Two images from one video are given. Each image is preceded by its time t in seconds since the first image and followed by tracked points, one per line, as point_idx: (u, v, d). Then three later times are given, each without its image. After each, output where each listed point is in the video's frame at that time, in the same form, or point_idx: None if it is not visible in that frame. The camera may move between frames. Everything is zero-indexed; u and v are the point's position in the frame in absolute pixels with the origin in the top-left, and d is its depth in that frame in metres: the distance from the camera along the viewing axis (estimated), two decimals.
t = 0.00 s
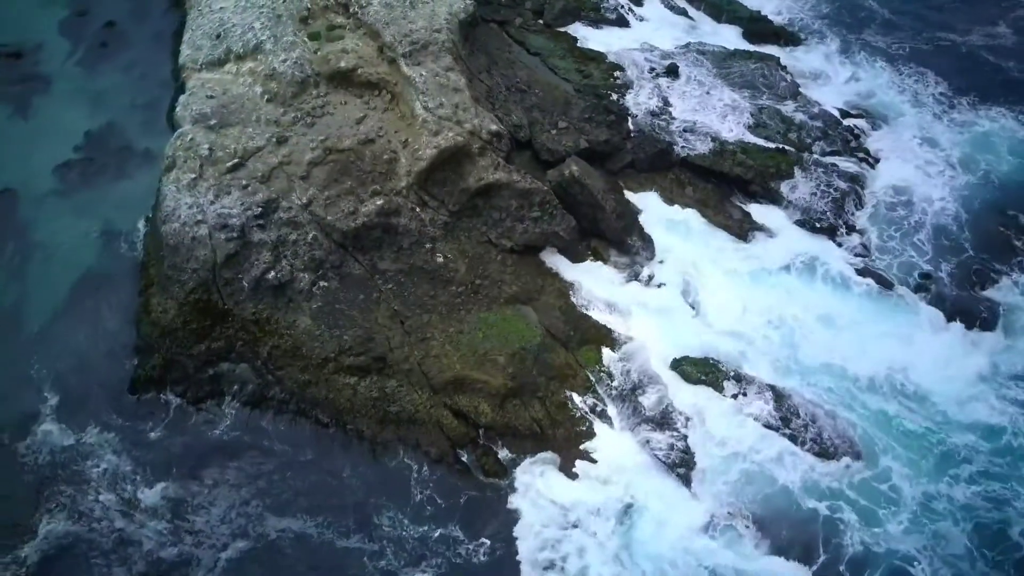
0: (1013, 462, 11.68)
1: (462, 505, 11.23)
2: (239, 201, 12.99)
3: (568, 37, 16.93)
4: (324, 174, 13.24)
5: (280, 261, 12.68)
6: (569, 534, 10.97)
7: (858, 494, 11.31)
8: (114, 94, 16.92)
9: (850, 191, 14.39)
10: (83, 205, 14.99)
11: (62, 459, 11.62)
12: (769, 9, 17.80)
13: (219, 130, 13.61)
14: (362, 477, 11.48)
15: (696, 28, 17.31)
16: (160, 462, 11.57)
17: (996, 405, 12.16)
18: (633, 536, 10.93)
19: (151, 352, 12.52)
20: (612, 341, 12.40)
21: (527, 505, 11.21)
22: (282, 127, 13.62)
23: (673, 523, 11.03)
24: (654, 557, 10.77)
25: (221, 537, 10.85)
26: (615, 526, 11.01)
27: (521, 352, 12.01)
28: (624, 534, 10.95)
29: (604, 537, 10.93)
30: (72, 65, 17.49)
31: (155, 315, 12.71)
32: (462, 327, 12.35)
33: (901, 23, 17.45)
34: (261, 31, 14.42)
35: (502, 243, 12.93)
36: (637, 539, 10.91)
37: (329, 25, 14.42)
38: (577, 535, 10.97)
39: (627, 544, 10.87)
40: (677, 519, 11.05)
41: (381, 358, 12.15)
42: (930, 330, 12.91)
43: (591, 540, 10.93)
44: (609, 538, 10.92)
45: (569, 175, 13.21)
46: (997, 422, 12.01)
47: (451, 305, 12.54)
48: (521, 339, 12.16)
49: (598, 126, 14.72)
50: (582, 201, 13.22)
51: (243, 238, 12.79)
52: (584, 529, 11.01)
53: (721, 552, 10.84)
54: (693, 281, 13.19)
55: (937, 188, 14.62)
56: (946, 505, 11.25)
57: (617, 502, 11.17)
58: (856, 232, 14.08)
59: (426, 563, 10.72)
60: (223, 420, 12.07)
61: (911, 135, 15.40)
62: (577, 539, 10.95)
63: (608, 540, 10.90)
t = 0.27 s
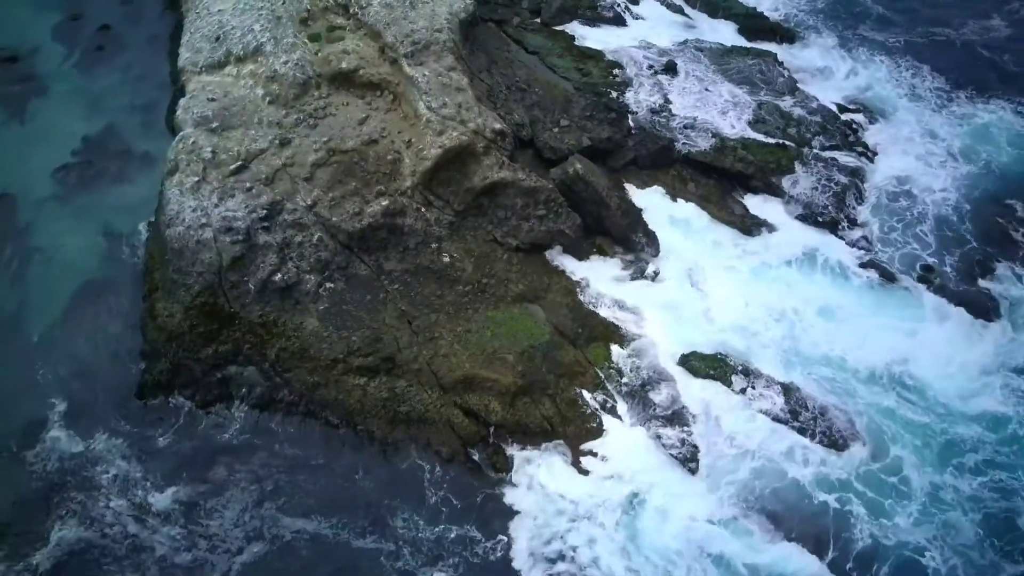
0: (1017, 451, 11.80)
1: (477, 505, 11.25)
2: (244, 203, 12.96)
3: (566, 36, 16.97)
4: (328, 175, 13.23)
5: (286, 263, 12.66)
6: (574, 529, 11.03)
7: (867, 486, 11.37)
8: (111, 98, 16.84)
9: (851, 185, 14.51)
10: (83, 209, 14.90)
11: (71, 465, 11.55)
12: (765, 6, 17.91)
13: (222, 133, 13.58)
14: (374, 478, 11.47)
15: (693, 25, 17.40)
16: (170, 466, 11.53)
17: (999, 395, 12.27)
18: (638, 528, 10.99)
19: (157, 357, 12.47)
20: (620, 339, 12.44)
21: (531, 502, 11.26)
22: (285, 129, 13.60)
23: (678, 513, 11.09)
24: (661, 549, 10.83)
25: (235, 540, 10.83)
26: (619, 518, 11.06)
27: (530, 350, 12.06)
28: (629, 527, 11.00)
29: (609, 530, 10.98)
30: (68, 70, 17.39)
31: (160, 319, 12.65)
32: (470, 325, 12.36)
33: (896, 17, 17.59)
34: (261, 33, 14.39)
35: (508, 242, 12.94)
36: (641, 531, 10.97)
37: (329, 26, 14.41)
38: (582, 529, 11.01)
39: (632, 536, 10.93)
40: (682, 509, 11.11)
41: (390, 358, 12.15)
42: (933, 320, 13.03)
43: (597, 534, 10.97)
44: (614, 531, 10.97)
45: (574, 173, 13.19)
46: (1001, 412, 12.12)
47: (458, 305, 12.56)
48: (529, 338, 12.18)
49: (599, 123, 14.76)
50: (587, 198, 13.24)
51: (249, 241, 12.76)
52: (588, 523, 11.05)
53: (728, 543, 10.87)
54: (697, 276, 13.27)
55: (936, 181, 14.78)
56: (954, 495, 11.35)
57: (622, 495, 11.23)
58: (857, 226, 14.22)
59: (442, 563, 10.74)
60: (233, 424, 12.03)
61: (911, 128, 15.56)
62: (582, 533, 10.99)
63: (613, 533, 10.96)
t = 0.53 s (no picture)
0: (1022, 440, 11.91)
1: (491, 504, 11.27)
2: (248, 205, 12.92)
3: (563, 34, 17.00)
4: (332, 176, 13.21)
5: (292, 265, 12.64)
6: (580, 523, 11.06)
7: (875, 479, 11.43)
8: (108, 102, 16.76)
9: (851, 178, 14.61)
10: (84, 214, 14.81)
11: (80, 471, 11.49)
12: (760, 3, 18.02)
13: (224, 135, 13.53)
14: (386, 479, 11.47)
15: (688, 23, 17.50)
16: (181, 471, 11.48)
17: (1003, 385, 12.40)
18: (643, 520, 11.04)
19: (164, 361, 12.41)
20: (628, 334, 12.46)
21: (537, 499, 11.28)
22: (287, 131, 13.57)
23: (683, 505, 11.14)
24: (668, 540, 10.87)
25: (250, 544, 10.82)
26: (623, 511, 11.11)
27: (539, 348, 12.03)
28: (634, 519, 11.05)
29: (615, 523, 11.02)
30: (63, 74, 17.28)
31: (166, 323, 12.60)
32: (477, 324, 12.38)
33: (890, 13, 17.74)
34: (261, 35, 14.35)
35: (513, 240, 12.96)
36: (646, 523, 11.01)
37: (329, 27, 14.39)
38: (588, 524, 11.05)
39: (637, 529, 10.97)
40: (686, 501, 11.17)
41: (399, 358, 12.14)
42: (935, 311, 13.15)
43: (604, 528, 11.00)
44: (618, 524, 11.02)
45: (578, 171, 13.27)
46: (1005, 402, 12.24)
47: (466, 303, 12.57)
48: (538, 335, 12.17)
49: (600, 121, 14.80)
50: (591, 196, 13.30)
51: (254, 243, 12.72)
52: (594, 517, 11.09)
53: (736, 533, 10.93)
54: (701, 272, 13.34)
55: (935, 174, 14.90)
56: (961, 485, 11.45)
57: (627, 489, 11.28)
58: (858, 219, 14.33)
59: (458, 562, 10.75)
60: (242, 427, 11.99)
61: (910, 121, 15.69)
62: (588, 526, 11.02)
63: (618, 526, 11.00)
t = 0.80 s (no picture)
0: None
1: (506, 502, 11.28)
2: (253, 208, 12.89)
3: (561, 32, 17.03)
4: (336, 177, 13.21)
5: (298, 267, 12.62)
6: (586, 517, 11.09)
7: (885, 471, 11.49)
8: (104, 106, 16.67)
9: (850, 172, 14.73)
10: (84, 218, 14.71)
11: (91, 478, 11.42)
12: None
13: (226, 138, 13.50)
14: (399, 481, 11.46)
15: (684, 20, 17.60)
16: (193, 475, 11.44)
17: (1007, 374, 12.52)
18: (648, 513, 11.07)
19: (172, 365, 12.36)
20: (635, 330, 12.48)
21: (544, 493, 11.32)
22: (290, 132, 13.55)
23: (687, 498, 11.18)
24: (674, 533, 10.91)
25: (265, 547, 10.80)
26: (628, 504, 11.16)
27: (547, 346, 12.10)
28: (639, 513, 11.08)
29: (620, 517, 11.05)
30: (58, 78, 17.15)
31: (172, 327, 12.54)
32: (485, 323, 12.40)
33: (883, 8, 17.89)
34: (260, 37, 14.31)
35: (519, 239, 12.98)
36: (652, 516, 11.05)
37: (329, 28, 14.37)
38: (594, 517, 11.08)
39: (642, 522, 11.01)
40: (690, 494, 11.22)
41: (408, 358, 12.15)
42: (938, 301, 13.27)
43: (610, 520, 11.03)
44: (624, 517, 11.05)
45: (582, 168, 13.32)
46: (1010, 391, 12.36)
47: (473, 302, 12.59)
48: (546, 333, 12.22)
49: (601, 118, 14.85)
50: (595, 193, 13.35)
51: (259, 245, 12.69)
52: (599, 511, 11.12)
53: (744, 525, 10.98)
54: (706, 267, 13.40)
55: (933, 166, 15.03)
56: (969, 475, 11.56)
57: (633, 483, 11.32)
58: (858, 212, 14.45)
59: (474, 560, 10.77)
60: (252, 430, 11.95)
61: (907, 114, 15.82)
62: (595, 520, 11.05)
63: (623, 519, 11.04)
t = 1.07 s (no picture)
0: None
1: (519, 499, 11.28)
2: (258, 210, 12.85)
3: (558, 31, 17.12)
4: (340, 178, 13.19)
5: (304, 269, 12.59)
6: (594, 509, 11.13)
7: (896, 463, 11.56)
8: (101, 110, 16.57)
9: (850, 166, 14.80)
10: (86, 222, 14.64)
11: (101, 484, 11.35)
12: None
13: (229, 140, 13.45)
14: (412, 481, 11.45)
15: (680, 17, 17.68)
16: (204, 479, 11.39)
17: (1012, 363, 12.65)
18: (653, 504, 11.14)
19: (180, 369, 12.30)
20: (644, 326, 12.51)
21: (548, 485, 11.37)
22: (293, 134, 13.51)
23: (688, 489, 11.26)
24: (681, 523, 10.99)
25: (280, 550, 10.79)
26: (632, 496, 11.20)
27: (556, 343, 12.13)
28: (645, 504, 11.14)
29: (626, 508, 11.11)
30: (54, 82, 17.04)
31: (179, 331, 12.49)
32: (493, 322, 12.41)
33: (877, 3, 18.04)
34: (261, 39, 14.27)
35: (525, 237, 12.99)
36: (657, 506, 11.12)
37: (330, 29, 14.34)
38: (601, 509, 11.12)
39: (647, 513, 11.07)
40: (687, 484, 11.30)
41: (417, 358, 12.14)
42: (942, 293, 13.38)
43: (618, 512, 11.09)
44: (630, 508, 11.11)
45: (586, 165, 13.35)
46: (1015, 380, 12.48)
47: (481, 301, 12.59)
48: (555, 330, 12.24)
49: (602, 115, 14.89)
50: (600, 190, 13.39)
51: (265, 248, 12.65)
52: (606, 503, 11.16)
53: (755, 516, 11.06)
54: (710, 262, 13.44)
55: (932, 159, 15.15)
56: (978, 462, 11.68)
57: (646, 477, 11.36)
58: (859, 206, 14.49)
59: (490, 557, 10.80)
60: (265, 433, 11.92)
61: (905, 107, 15.95)
62: (603, 511, 11.10)
63: (628, 512, 11.09)
